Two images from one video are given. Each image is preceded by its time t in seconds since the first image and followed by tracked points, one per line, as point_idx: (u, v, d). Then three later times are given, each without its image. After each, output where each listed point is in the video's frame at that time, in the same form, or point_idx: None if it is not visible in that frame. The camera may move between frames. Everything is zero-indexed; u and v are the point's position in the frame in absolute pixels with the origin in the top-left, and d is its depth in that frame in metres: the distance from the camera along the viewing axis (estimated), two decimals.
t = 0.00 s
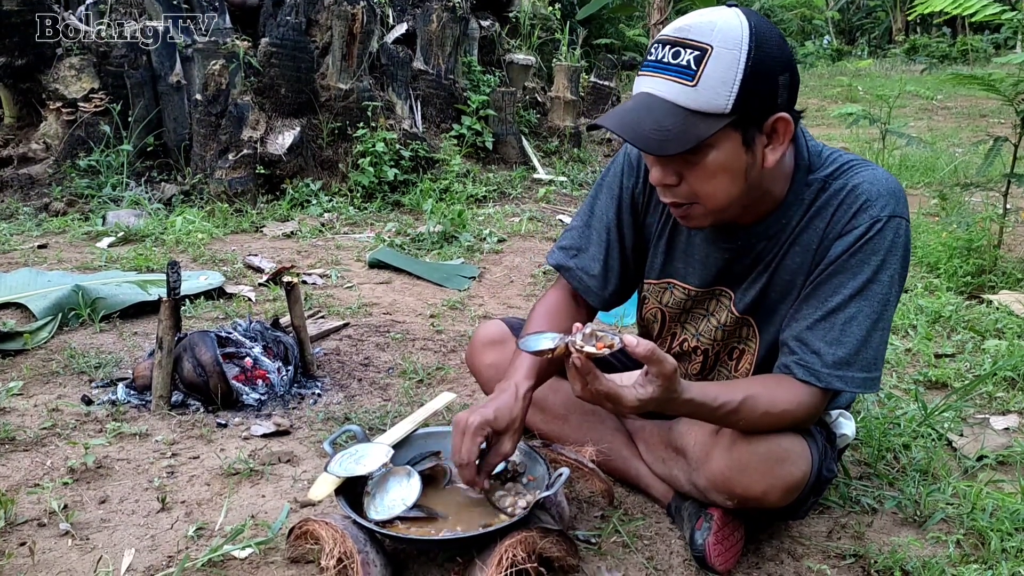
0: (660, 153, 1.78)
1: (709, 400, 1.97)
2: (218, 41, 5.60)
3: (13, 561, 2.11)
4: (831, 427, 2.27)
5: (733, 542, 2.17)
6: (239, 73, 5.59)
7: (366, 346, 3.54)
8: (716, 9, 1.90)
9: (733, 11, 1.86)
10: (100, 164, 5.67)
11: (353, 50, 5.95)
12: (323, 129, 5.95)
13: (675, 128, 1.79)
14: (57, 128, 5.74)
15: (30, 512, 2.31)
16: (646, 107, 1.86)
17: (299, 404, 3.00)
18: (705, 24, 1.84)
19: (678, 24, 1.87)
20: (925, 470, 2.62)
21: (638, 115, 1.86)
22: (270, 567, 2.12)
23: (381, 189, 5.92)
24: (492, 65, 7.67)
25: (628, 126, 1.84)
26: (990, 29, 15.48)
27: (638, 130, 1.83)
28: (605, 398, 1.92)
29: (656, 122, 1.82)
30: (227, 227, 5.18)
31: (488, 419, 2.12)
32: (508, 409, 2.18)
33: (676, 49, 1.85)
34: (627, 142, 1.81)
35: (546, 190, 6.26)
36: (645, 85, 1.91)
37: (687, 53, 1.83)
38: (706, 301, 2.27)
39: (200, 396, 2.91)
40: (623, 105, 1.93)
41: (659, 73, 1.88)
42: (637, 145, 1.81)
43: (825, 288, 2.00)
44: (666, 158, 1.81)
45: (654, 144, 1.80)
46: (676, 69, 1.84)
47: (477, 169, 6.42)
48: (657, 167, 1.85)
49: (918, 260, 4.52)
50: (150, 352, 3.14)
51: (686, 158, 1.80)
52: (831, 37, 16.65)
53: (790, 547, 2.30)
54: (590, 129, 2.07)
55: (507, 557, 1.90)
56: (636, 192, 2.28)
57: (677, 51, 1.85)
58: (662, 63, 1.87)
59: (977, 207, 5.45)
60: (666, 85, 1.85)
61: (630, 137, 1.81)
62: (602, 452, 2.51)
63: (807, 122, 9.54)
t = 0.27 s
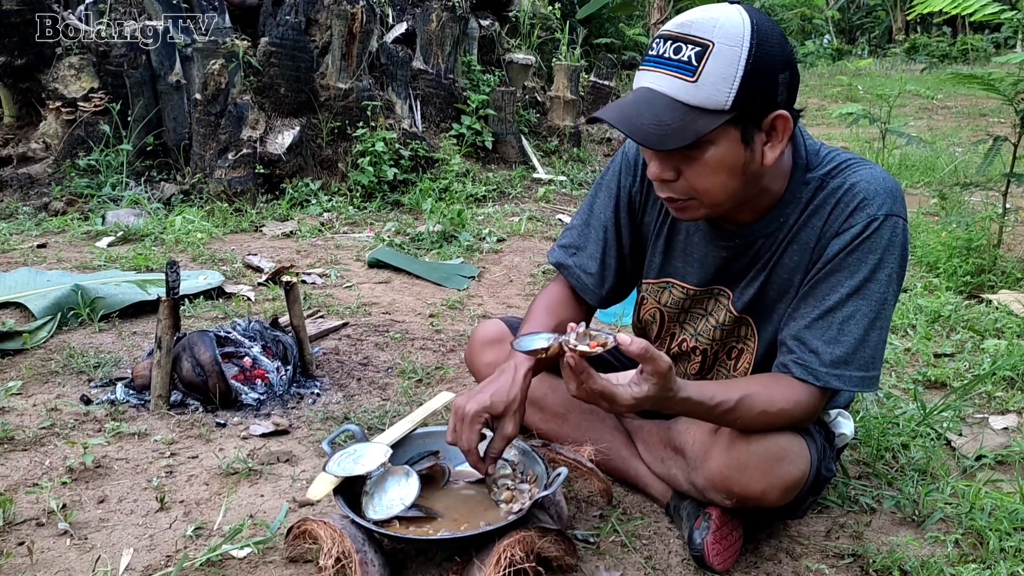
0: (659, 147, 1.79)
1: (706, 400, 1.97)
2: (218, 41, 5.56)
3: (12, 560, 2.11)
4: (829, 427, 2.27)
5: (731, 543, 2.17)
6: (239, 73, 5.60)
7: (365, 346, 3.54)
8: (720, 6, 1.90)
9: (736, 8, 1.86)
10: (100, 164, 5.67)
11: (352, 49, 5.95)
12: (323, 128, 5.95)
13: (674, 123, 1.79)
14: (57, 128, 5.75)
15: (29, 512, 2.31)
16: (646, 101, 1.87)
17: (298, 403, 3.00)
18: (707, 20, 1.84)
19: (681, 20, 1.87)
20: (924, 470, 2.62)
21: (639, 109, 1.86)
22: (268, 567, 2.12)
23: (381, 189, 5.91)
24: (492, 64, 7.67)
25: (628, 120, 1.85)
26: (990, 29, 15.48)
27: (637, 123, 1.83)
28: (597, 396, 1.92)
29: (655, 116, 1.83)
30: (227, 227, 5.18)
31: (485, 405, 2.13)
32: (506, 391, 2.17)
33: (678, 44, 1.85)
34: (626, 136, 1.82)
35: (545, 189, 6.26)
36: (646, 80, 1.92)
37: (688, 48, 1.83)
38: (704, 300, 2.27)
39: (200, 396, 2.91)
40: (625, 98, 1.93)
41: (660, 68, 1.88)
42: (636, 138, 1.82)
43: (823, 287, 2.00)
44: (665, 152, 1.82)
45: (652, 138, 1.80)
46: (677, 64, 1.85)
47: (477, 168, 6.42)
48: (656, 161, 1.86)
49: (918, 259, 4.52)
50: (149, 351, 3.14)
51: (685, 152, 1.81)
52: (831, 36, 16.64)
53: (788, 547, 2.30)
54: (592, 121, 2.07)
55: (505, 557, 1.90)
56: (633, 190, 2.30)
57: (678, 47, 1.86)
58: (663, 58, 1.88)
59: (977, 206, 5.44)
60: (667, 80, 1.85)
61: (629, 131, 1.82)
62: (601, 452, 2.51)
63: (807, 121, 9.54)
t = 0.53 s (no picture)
0: (644, 143, 1.81)
1: (701, 399, 1.97)
2: (218, 40, 5.61)
3: (11, 559, 2.11)
4: (828, 427, 2.27)
5: (730, 542, 2.17)
6: (238, 72, 5.62)
7: (365, 345, 3.54)
8: (715, 4, 1.91)
9: (729, 7, 1.86)
10: (99, 163, 5.67)
11: (352, 48, 5.92)
12: (322, 127, 5.95)
13: (660, 119, 1.81)
14: (57, 127, 5.74)
15: (28, 511, 2.31)
16: (635, 95, 1.88)
17: (298, 402, 3.00)
18: (699, 17, 1.84)
19: (674, 16, 1.88)
20: (923, 469, 2.62)
21: (628, 103, 1.88)
22: (267, 566, 2.12)
23: (381, 188, 5.92)
24: (492, 63, 7.67)
25: (616, 114, 1.87)
26: (991, 28, 15.48)
27: (625, 118, 1.85)
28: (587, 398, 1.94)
29: (643, 111, 1.84)
30: (227, 226, 5.18)
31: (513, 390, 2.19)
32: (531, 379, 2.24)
33: (669, 40, 1.86)
34: (613, 130, 1.83)
35: (545, 188, 6.25)
36: (636, 75, 1.92)
37: (679, 45, 1.84)
38: (701, 300, 2.28)
39: (199, 395, 2.91)
40: (616, 92, 1.94)
41: (651, 63, 1.89)
42: (622, 133, 1.84)
43: (819, 285, 2.00)
44: (652, 147, 1.84)
45: (638, 133, 1.82)
46: (667, 61, 1.85)
47: (477, 168, 6.42)
48: (644, 156, 1.88)
49: (918, 259, 4.52)
50: (149, 351, 3.14)
51: (670, 149, 1.82)
52: (831, 35, 16.62)
53: (787, 546, 2.30)
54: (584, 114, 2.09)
55: (504, 557, 1.90)
56: (628, 192, 2.32)
57: (670, 43, 1.86)
58: (654, 54, 1.88)
59: (977, 205, 5.44)
60: (657, 76, 1.86)
61: (616, 125, 1.84)
62: (601, 451, 2.51)
63: (807, 120, 9.54)
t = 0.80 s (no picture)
0: (611, 138, 1.82)
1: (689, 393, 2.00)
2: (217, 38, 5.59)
3: (11, 558, 2.11)
4: (828, 423, 2.26)
5: (730, 539, 2.17)
6: (238, 70, 5.58)
7: (365, 343, 3.53)
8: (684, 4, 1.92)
9: (698, 5, 1.87)
10: (99, 161, 5.67)
11: (352, 46, 5.90)
12: (322, 125, 5.95)
13: (627, 115, 1.82)
14: (57, 125, 5.74)
15: (28, 510, 2.31)
16: (605, 93, 1.88)
17: (298, 401, 3.00)
18: (666, 16, 1.86)
19: (643, 16, 1.89)
20: (923, 467, 2.62)
21: (596, 100, 1.89)
22: (267, 564, 2.12)
23: (381, 186, 5.91)
24: (492, 61, 7.66)
25: (586, 109, 1.88)
26: (991, 25, 15.48)
27: (593, 114, 1.86)
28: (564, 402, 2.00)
29: (610, 108, 1.85)
30: (227, 224, 5.18)
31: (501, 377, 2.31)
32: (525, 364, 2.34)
33: (637, 39, 1.87)
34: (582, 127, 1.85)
35: (545, 186, 6.25)
36: (607, 73, 1.93)
37: (647, 43, 1.85)
38: (691, 300, 2.27)
39: (199, 393, 2.91)
40: (587, 88, 1.95)
41: (620, 62, 1.90)
42: (589, 129, 1.85)
43: (806, 277, 1.99)
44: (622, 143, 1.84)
45: (605, 129, 1.83)
46: (636, 59, 1.86)
47: (476, 166, 6.42)
48: (615, 152, 1.88)
49: (918, 256, 4.52)
50: (148, 349, 3.14)
51: (640, 145, 1.83)
52: (831, 32, 16.60)
53: (787, 543, 2.30)
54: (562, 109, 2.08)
55: (504, 555, 1.90)
56: (615, 196, 2.36)
57: (638, 42, 1.87)
58: (624, 52, 1.90)
59: (977, 203, 5.44)
60: (624, 73, 1.87)
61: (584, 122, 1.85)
62: (601, 449, 2.51)
63: (807, 118, 9.53)
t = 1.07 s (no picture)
0: (597, 133, 1.83)
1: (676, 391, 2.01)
2: (217, 36, 5.53)
3: (12, 556, 2.11)
4: (827, 417, 2.26)
5: (732, 536, 2.17)
6: (239, 68, 5.55)
7: (365, 341, 3.53)
8: None
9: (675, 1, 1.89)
10: (99, 159, 5.66)
11: (351, 44, 5.89)
12: (322, 123, 5.94)
13: (612, 109, 1.83)
14: (56, 123, 5.73)
15: (29, 508, 2.31)
16: (588, 89, 1.90)
17: (298, 398, 3.00)
18: (645, 12, 1.87)
19: (621, 12, 1.91)
20: (924, 464, 2.62)
21: (580, 97, 1.90)
22: (268, 562, 2.12)
23: (381, 183, 5.91)
24: (492, 59, 7.65)
25: (571, 106, 1.89)
26: (991, 22, 15.47)
27: (579, 109, 1.87)
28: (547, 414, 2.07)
29: (595, 104, 1.86)
30: (227, 222, 5.17)
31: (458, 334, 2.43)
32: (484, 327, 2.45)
33: (617, 35, 1.89)
34: (567, 123, 1.86)
35: (545, 183, 6.24)
36: (590, 70, 1.95)
37: (627, 39, 1.87)
38: (680, 297, 2.28)
39: (199, 391, 2.91)
40: (570, 86, 1.97)
41: (602, 59, 1.92)
42: (575, 125, 1.85)
43: (791, 268, 1.99)
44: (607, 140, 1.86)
45: (591, 124, 1.84)
46: (617, 55, 1.88)
47: (476, 163, 6.41)
48: (601, 148, 1.90)
49: (919, 254, 4.52)
50: (149, 347, 3.13)
51: (625, 140, 1.85)
52: (831, 30, 16.58)
53: (788, 540, 2.30)
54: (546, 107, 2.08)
55: (505, 552, 1.90)
56: (597, 194, 2.39)
57: (619, 38, 1.89)
58: (605, 49, 1.91)
59: (978, 199, 5.43)
60: (607, 69, 1.89)
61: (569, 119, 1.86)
62: (601, 446, 2.52)
63: (807, 115, 9.53)
